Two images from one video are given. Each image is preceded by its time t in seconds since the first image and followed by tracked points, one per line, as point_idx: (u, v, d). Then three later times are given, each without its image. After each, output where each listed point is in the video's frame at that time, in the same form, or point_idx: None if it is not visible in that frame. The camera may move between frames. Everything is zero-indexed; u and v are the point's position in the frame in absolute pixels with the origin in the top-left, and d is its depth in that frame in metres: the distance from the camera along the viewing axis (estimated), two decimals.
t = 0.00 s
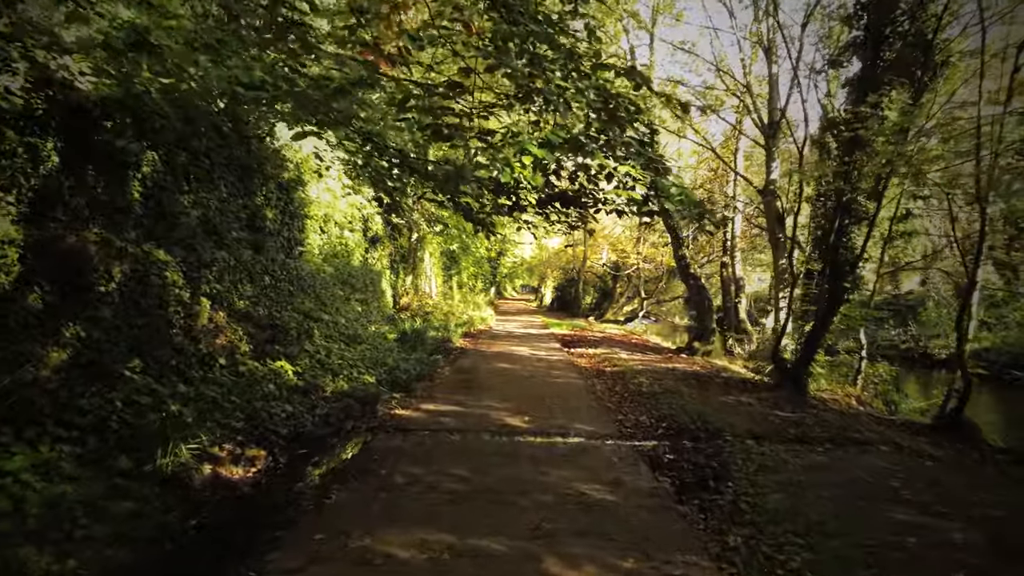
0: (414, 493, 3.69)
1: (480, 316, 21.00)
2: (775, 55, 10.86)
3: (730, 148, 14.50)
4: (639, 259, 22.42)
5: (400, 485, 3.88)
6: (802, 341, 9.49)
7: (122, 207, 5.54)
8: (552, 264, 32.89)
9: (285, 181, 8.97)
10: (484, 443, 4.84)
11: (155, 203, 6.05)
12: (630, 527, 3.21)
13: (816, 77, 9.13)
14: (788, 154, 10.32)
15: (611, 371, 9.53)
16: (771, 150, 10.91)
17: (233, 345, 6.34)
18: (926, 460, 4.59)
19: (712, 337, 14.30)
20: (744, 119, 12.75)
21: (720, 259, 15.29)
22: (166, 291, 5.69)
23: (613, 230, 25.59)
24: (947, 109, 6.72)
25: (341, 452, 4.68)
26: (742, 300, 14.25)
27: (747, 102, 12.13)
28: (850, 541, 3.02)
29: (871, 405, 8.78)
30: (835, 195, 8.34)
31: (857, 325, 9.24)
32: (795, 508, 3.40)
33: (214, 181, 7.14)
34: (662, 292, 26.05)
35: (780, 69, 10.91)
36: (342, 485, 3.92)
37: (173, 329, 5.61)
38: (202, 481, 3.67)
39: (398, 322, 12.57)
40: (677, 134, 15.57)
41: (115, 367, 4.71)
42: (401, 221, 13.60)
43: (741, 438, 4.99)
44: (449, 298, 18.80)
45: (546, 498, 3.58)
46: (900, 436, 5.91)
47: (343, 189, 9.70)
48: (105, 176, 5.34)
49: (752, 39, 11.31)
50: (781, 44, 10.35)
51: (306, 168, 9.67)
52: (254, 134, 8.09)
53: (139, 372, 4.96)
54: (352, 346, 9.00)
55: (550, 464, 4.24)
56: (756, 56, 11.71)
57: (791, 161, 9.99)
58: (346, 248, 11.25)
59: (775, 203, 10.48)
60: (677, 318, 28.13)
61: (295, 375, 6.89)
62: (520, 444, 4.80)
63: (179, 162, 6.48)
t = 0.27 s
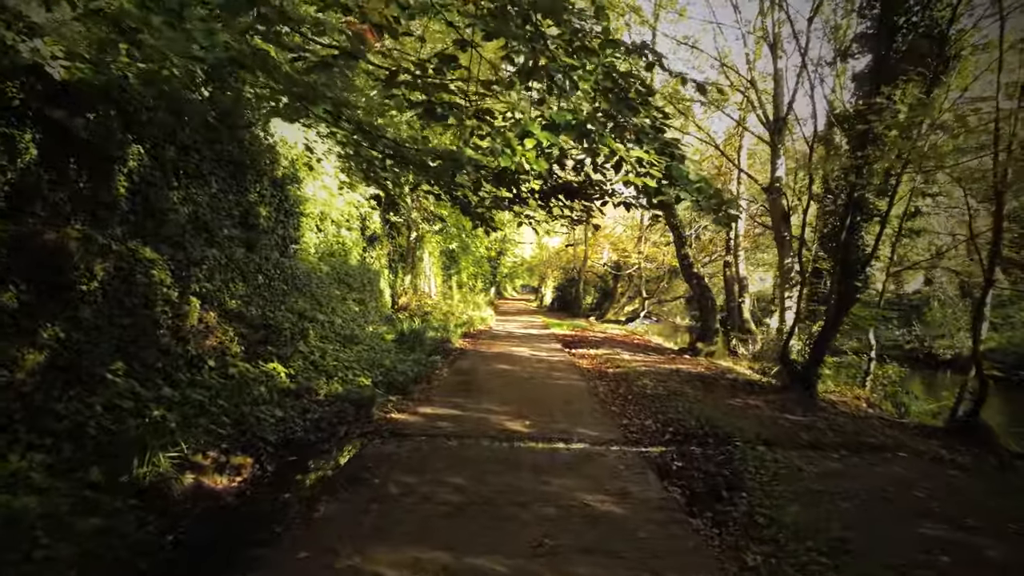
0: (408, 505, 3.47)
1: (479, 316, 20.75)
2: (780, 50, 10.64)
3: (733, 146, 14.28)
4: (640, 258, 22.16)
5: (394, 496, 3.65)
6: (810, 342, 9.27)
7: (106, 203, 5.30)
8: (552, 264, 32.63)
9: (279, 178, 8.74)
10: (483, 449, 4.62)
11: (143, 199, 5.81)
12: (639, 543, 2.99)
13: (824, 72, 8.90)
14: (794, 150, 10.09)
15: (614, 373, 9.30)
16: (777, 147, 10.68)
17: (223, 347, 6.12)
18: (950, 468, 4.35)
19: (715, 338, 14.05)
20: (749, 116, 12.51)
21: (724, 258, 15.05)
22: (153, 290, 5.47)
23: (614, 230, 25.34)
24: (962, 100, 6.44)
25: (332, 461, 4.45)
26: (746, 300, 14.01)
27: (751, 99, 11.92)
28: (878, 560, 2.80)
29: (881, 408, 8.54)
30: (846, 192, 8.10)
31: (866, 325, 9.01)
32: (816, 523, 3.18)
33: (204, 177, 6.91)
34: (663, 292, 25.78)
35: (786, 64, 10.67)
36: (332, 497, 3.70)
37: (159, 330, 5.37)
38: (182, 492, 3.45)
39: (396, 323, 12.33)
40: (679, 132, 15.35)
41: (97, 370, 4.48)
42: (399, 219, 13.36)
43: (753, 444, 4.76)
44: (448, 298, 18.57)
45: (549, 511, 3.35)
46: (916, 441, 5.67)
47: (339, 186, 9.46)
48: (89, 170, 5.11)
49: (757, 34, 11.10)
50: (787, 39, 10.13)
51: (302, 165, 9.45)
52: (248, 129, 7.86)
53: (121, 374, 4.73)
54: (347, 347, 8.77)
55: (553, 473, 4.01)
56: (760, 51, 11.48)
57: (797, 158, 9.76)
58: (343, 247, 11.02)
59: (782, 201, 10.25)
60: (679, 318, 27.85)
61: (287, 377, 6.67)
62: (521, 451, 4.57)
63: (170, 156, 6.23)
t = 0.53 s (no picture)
0: (401, 520, 3.25)
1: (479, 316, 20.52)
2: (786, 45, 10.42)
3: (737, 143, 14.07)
4: (642, 258, 21.93)
5: (386, 509, 3.44)
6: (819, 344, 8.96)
7: (90, 198, 5.08)
8: (553, 264, 32.37)
9: (274, 175, 8.52)
10: (482, 457, 4.40)
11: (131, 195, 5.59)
12: (650, 562, 2.78)
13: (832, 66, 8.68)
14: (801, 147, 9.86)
15: (617, 375, 9.07)
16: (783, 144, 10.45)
17: (212, 349, 5.89)
18: (973, 477, 4.13)
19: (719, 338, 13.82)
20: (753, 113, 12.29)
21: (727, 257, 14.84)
22: (138, 289, 5.24)
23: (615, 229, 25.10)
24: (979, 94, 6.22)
25: (323, 470, 4.23)
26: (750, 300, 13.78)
27: (755, 95, 11.71)
28: None
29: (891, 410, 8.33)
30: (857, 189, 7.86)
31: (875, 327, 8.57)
32: (839, 540, 2.96)
33: (195, 173, 6.69)
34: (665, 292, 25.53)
35: (791, 59, 10.46)
36: (320, 511, 3.48)
37: (145, 331, 5.15)
38: (160, 505, 3.24)
39: (394, 323, 12.11)
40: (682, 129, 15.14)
41: (76, 374, 4.26)
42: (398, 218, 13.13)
43: (764, 451, 4.54)
44: (447, 298, 18.33)
45: (551, 527, 3.14)
46: (933, 447, 5.45)
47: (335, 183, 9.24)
48: (70, 164, 4.88)
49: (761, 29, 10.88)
50: (792, 33, 9.91)
51: (297, 162, 9.23)
52: (240, 124, 7.64)
53: (102, 378, 4.50)
54: (343, 349, 8.54)
55: (555, 483, 3.80)
56: (765, 47, 11.26)
57: (804, 155, 9.55)
58: (339, 246, 10.79)
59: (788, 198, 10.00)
60: (681, 318, 27.60)
61: (279, 380, 6.44)
62: (522, 459, 4.35)
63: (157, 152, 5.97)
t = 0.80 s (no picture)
0: (394, 537, 3.02)
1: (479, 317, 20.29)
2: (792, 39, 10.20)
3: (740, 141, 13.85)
4: (643, 257, 21.69)
5: (378, 524, 3.21)
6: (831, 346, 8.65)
7: (71, 193, 4.83)
8: (553, 264, 32.12)
9: (267, 171, 8.28)
10: (481, 466, 4.17)
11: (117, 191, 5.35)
12: None
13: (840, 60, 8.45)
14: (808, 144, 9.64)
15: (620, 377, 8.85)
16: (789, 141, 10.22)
17: (202, 351, 5.66)
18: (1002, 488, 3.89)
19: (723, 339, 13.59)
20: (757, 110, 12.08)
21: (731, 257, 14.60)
22: (121, 288, 4.99)
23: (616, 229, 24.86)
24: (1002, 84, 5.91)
25: (313, 480, 4.00)
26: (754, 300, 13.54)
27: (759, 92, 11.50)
28: None
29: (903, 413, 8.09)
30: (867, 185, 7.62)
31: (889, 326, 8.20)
32: (867, 560, 2.73)
33: (184, 168, 6.45)
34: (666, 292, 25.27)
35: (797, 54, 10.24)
36: (307, 527, 3.24)
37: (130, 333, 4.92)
38: (135, 521, 3.00)
39: (392, 324, 11.87)
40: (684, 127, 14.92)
41: (53, 377, 4.03)
42: (395, 217, 12.90)
43: (779, 460, 4.31)
44: (447, 298, 18.11)
45: (556, 545, 2.91)
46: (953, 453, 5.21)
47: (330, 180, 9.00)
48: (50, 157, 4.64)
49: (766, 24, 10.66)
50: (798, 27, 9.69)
51: (292, 159, 9.01)
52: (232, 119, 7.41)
53: (82, 383, 4.28)
54: (339, 350, 8.31)
55: (559, 495, 3.57)
56: (769, 42, 11.03)
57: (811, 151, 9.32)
58: (336, 245, 10.56)
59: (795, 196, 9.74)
60: (682, 318, 27.35)
61: (271, 383, 6.21)
62: (523, 468, 4.12)
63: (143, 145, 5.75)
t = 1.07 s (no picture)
0: (384, 557, 2.80)
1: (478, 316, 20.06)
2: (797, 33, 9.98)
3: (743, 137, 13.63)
4: (644, 257, 21.45)
5: (368, 542, 2.99)
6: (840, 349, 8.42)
7: (48, 187, 4.55)
8: (553, 264, 31.86)
9: (260, 167, 8.05)
10: (479, 477, 3.94)
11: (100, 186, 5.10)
12: None
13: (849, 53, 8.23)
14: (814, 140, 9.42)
15: (622, 379, 8.62)
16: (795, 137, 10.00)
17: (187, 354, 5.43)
18: None
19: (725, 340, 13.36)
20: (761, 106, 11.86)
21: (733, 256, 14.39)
22: (102, 288, 4.73)
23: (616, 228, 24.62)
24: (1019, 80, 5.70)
25: (300, 493, 3.76)
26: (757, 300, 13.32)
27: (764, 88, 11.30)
28: None
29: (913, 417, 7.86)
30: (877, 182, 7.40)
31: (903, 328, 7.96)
32: None
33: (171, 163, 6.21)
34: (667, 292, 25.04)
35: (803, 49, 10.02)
36: (291, 547, 3.02)
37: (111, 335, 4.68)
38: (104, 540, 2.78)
39: (389, 324, 11.64)
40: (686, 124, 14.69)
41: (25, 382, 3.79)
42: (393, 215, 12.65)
43: (793, 469, 4.09)
44: (445, 298, 17.87)
45: (559, 566, 2.69)
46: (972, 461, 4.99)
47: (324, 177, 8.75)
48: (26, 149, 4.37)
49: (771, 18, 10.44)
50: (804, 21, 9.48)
51: (287, 155, 8.78)
52: (223, 113, 7.17)
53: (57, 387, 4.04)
54: (333, 351, 8.07)
55: (561, 509, 3.35)
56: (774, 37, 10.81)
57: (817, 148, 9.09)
58: (331, 243, 10.31)
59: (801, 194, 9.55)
60: (683, 318, 27.12)
61: (260, 387, 5.97)
62: (523, 479, 3.89)
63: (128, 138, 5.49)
